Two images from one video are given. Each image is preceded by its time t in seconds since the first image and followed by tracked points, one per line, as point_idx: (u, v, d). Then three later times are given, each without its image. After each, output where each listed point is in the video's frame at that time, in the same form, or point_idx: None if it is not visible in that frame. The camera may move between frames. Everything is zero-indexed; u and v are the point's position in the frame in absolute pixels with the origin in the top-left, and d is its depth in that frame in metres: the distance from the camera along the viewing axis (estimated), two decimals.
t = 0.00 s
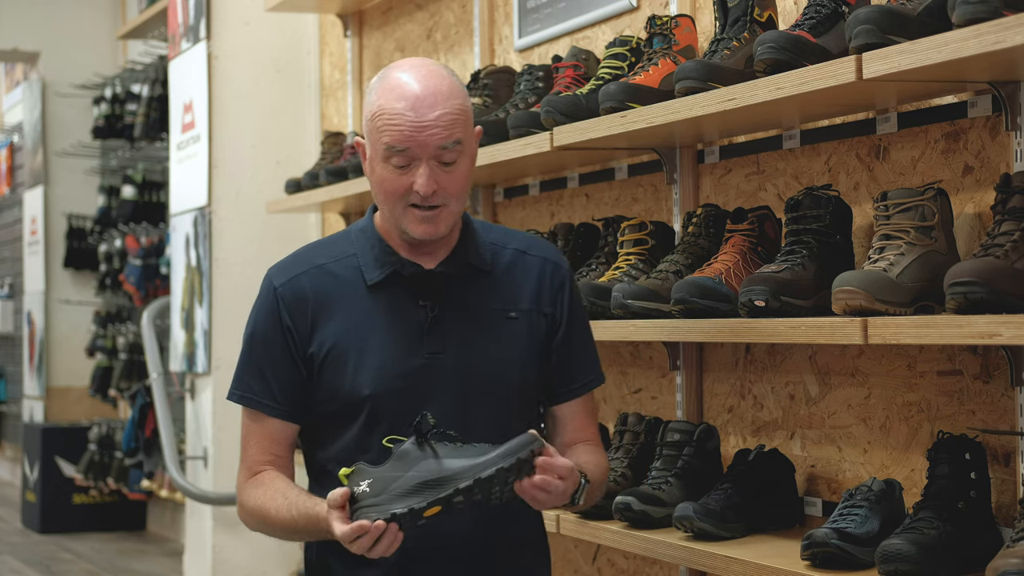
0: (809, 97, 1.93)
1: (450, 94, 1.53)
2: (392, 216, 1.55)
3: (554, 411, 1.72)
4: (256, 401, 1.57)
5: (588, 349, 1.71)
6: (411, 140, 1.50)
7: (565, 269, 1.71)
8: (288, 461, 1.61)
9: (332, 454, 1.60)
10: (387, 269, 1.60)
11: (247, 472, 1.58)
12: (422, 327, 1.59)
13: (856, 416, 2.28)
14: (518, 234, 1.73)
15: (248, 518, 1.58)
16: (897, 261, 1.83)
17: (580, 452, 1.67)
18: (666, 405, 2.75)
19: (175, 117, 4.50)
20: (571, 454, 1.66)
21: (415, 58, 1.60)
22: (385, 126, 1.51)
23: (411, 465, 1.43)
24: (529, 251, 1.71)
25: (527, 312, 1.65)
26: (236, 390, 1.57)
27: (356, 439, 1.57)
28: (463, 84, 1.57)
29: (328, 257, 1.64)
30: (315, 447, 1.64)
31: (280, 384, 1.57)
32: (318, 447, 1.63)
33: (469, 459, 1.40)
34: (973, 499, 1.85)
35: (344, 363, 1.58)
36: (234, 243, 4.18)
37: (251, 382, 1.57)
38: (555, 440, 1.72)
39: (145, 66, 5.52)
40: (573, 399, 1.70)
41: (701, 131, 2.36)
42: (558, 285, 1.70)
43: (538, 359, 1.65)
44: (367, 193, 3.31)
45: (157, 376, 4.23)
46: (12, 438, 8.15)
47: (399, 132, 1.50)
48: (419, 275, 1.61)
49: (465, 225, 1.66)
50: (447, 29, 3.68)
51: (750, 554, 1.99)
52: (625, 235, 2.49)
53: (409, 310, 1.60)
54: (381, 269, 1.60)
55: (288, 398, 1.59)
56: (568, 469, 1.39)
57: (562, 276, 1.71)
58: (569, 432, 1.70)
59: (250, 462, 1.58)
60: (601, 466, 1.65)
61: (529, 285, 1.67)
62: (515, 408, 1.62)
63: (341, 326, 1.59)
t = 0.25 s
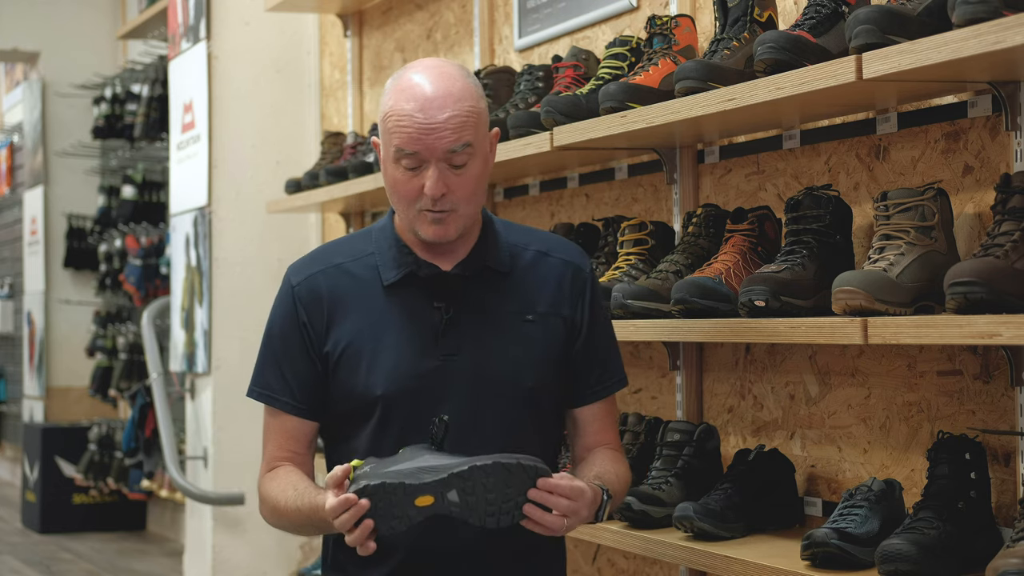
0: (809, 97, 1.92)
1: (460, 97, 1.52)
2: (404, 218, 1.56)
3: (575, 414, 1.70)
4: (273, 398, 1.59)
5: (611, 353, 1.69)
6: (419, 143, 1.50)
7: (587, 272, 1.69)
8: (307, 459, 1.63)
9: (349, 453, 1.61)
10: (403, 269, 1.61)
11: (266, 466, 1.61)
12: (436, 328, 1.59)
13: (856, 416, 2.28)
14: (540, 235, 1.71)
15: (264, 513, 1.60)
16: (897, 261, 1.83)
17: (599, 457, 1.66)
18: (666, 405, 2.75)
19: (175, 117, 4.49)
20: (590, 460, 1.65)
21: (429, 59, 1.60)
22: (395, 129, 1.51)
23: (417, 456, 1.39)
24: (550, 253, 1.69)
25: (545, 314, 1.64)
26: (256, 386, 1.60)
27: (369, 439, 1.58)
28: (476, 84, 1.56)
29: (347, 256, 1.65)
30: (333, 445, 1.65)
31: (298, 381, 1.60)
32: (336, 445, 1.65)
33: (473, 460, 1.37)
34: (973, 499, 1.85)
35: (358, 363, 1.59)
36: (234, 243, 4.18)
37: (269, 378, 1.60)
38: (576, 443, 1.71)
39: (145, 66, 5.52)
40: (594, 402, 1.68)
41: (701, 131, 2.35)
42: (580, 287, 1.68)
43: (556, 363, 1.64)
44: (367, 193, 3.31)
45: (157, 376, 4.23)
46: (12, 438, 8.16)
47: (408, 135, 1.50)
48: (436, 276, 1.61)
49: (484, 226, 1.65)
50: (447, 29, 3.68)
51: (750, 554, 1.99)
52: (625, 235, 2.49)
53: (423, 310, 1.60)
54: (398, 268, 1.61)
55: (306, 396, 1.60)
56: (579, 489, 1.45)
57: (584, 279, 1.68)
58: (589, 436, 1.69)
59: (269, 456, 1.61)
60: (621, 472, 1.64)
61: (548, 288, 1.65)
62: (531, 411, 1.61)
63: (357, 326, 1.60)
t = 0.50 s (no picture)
0: (809, 97, 1.93)
1: (469, 100, 1.52)
2: (413, 220, 1.56)
3: (588, 416, 1.69)
4: (285, 397, 1.59)
5: (625, 355, 1.68)
6: (426, 146, 1.50)
7: (600, 275, 1.67)
8: (320, 459, 1.62)
9: (360, 454, 1.61)
10: (414, 270, 1.60)
11: (278, 465, 1.60)
12: (447, 330, 1.58)
13: (856, 416, 2.28)
14: (554, 236, 1.70)
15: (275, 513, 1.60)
16: (897, 261, 1.83)
17: (611, 461, 1.65)
18: (666, 405, 2.75)
19: (175, 117, 4.49)
20: (601, 464, 1.64)
21: (440, 61, 1.59)
22: (403, 131, 1.51)
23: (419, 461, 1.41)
24: (563, 255, 1.68)
25: (557, 317, 1.63)
26: (268, 386, 1.60)
27: (380, 440, 1.58)
28: (486, 87, 1.55)
29: (359, 256, 1.65)
30: (345, 446, 1.65)
31: (309, 381, 1.60)
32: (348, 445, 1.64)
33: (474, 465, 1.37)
34: (973, 499, 1.85)
35: (369, 363, 1.59)
36: (234, 243, 4.19)
37: (281, 377, 1.60)
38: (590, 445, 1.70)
39: (145, 66, 5.52)
40: (608, 404, 1.67)
41: (701, 131, 2.36)
42: (593, 290, 1.67)
43: (568, 365, 1.63)
44: (367, 193, 3.31)
45: (157, 376, 4.23)
46: (12, 438, 8.16)
47: (415, 137, 1.50)
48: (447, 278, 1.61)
49: (498, 227, 1.65)
50: (447, 29, 3.68)
51: (750, 554, 1.99)
52: (625, 235, 2.49)
53: (434, 312, 1.59)
54: (409, 270, 1.61)
55: (317, 396, 1.60)
56: (587, 494, 1.44)
57: (597, 281, 1.67)
58: (602, 439, 1.68)
59: (281, 456, 1.61)
60: (632, 477, 1.62)
61: (560, 290, 1.64)
62: (541, 413, 1.60)
63: (367, 326, 1.60)
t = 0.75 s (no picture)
0: (809, 97, 1.92)
1: (474, 99, 1.52)
2: (418, 219, 1.56)
3: (594, 416, 1.68)
4: (291, 396, 1.59)
5: (632, 355, 1.67)
6: (431, 146, 1.50)
7: (607, 275, 1.66)
8: (326, 459, 1.62)
9: (366, 454, 1.61)
10: (420, 270, 1.60)
11: (284, 465, 1.61)
12: (452, 330, 1.58)
13: (856, 416, 2.28)
14: (561, 236, 1.69)
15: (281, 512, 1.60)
16: (897, 261, 1.83)
17: (616, 461, 1.63)
18: (666, 405, 2.75)
19: (175, 117, 4.49)
20: (607, 464, 1.63)
21: (445, 61, 1.59)
22: (408, 131, 1.52)
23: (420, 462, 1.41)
24: (570, 255, 1.67)
25: (563, 317, 1.62)
26: (274, 385, 1.61)
27: (384, 440, 1.57)
28: (490, 86, 1.55)
29: (366, 256, 1.65)
30: (351, 446, 1.65)
31: (315, 380, 1.60)
32: (354, 445, 1.64)
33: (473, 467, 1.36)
34: (973, 499, 1.85)
35: (374, 363, 1.58)
36: (234, 243, 4.18)
37: (286, 377, 1.60)
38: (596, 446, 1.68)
39: (145, 66, 5.52)
40: (614, 404, 1.66)
41: (701, 131, 2.36)
42: (599, 290, 1.66)
43: (575, 366, 1.62)
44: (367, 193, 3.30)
45: (157, 376, 4.23)
46: (12, 438, 8.16)
47: (420, 137, 1.50)
48: (452, 278, 1.60)
49: (504, 227, 1.64)
50: (447, 29, 3.68)
51: (750, 554, 1.99)
52: (625, 235, 2.49)
53: (440, 312, 1.59)
54: (415, 269, 1.60)
55: (323, 395, 1.60)
56: (587, 492, 1.44)
57: (604, 282, 1.66)
58: (609, 439, 1.67)
59: (287, 455, 1.61)
60: (637, 477, 1.61)
61: (566, 290, 1.63)
62: (547, 414, 1.60)
63: (373, 326, 1.60)
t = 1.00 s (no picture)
0: (809, 97, 1.92)
1: (476, 94, 1.52)
2: (420, 215, 1.56)
3: (594, 417, 1.68)
4: (291, 394, 1.59)
5: (634, 355, 1.66)
6: (433, 141, 1.50)
7: (608, 275, 1.66)
8: (325, 456, 1.62)
9: (365, 452, 1.61)
10: (421, 268, 1.60)
11: (284, 463, 1.60)
12: (453, 328, 1.58)
13: (856, 416, 2.28)
14: (562, 235, 1.69)
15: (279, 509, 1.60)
16: (897, 261, 1.83)
17: (616, 459, 1.63)
18: (666, 404, 2.75)
19: (175, 117, 4.49)
20: (606, 462, 1.63)
21: (446, 57, 1.59)
22: (410, 127, 1.51)
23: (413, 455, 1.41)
24: (571, 254, 1.67)
25: (564, 316, 1.62)
26: (275, 382, 1.61)
27: (384, 437, 1.57)
28: (492, 81, 1.55)
29: (367, 254, 1.65)
30: (351, 444, 1.65)
31: (315, 377, 1.60)
32: (354, 442, 1.64)
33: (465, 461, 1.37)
34: (973, 499, 1.85)
35: (375, 360, 1.58)
36: (235, 243, 4.18)
37: (287, 374, 1.60)
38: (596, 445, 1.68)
39: (145, 66, 5.52)
40: (614, 404, 1.66)
41: (701, 131, 2.36)
42: (601, 289, 1.66)
43: (576, 366, 1.62)
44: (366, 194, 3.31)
45: (157, 376, 4.23)
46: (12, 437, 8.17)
47: (422, 133, 1.50)
48: (453, 276, 1.60)
49: (506, 225, 1.65)
50: (447, 29, 3.68)
51: (749, 554, 1.99)
52: (625, 235, 2.49)
53: (441, 310, 1.59)
54: (416, 267, 1.60)
55: (323, 393, 1.60)
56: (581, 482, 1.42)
57: (605, 281, 1.66)
58: (609, 438, 1.66)
59: (287, 453, 1.61)
60: (636, 475, 1.61)
61: (567, 289, 1.63)
62: (548, 412, 1.59)
63: (374, 323, 1.60)
